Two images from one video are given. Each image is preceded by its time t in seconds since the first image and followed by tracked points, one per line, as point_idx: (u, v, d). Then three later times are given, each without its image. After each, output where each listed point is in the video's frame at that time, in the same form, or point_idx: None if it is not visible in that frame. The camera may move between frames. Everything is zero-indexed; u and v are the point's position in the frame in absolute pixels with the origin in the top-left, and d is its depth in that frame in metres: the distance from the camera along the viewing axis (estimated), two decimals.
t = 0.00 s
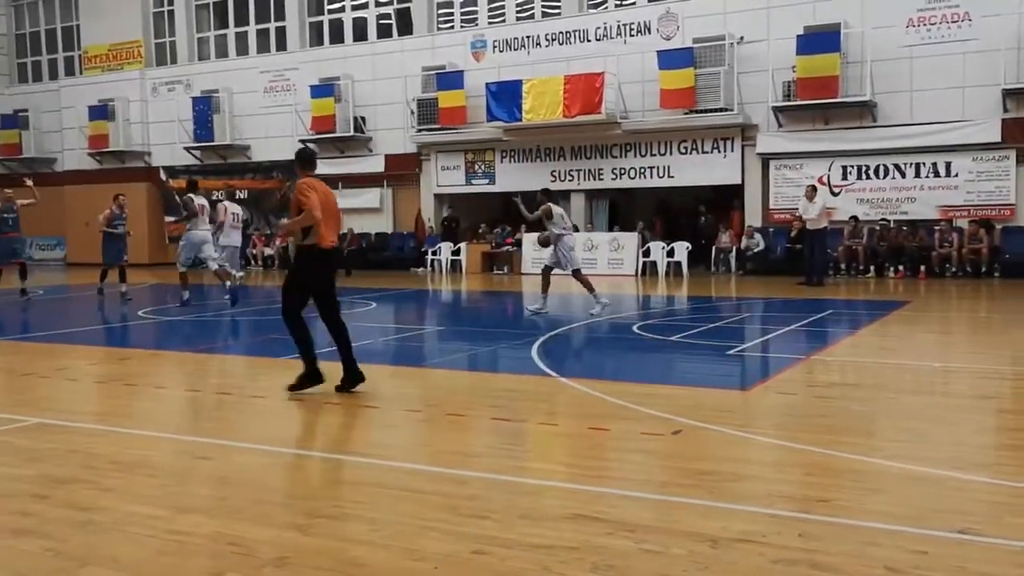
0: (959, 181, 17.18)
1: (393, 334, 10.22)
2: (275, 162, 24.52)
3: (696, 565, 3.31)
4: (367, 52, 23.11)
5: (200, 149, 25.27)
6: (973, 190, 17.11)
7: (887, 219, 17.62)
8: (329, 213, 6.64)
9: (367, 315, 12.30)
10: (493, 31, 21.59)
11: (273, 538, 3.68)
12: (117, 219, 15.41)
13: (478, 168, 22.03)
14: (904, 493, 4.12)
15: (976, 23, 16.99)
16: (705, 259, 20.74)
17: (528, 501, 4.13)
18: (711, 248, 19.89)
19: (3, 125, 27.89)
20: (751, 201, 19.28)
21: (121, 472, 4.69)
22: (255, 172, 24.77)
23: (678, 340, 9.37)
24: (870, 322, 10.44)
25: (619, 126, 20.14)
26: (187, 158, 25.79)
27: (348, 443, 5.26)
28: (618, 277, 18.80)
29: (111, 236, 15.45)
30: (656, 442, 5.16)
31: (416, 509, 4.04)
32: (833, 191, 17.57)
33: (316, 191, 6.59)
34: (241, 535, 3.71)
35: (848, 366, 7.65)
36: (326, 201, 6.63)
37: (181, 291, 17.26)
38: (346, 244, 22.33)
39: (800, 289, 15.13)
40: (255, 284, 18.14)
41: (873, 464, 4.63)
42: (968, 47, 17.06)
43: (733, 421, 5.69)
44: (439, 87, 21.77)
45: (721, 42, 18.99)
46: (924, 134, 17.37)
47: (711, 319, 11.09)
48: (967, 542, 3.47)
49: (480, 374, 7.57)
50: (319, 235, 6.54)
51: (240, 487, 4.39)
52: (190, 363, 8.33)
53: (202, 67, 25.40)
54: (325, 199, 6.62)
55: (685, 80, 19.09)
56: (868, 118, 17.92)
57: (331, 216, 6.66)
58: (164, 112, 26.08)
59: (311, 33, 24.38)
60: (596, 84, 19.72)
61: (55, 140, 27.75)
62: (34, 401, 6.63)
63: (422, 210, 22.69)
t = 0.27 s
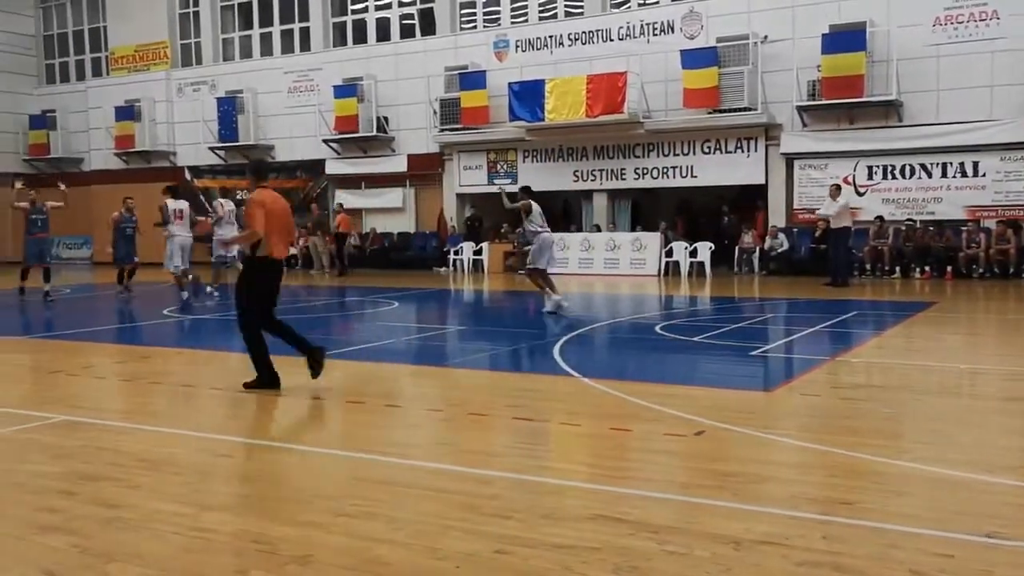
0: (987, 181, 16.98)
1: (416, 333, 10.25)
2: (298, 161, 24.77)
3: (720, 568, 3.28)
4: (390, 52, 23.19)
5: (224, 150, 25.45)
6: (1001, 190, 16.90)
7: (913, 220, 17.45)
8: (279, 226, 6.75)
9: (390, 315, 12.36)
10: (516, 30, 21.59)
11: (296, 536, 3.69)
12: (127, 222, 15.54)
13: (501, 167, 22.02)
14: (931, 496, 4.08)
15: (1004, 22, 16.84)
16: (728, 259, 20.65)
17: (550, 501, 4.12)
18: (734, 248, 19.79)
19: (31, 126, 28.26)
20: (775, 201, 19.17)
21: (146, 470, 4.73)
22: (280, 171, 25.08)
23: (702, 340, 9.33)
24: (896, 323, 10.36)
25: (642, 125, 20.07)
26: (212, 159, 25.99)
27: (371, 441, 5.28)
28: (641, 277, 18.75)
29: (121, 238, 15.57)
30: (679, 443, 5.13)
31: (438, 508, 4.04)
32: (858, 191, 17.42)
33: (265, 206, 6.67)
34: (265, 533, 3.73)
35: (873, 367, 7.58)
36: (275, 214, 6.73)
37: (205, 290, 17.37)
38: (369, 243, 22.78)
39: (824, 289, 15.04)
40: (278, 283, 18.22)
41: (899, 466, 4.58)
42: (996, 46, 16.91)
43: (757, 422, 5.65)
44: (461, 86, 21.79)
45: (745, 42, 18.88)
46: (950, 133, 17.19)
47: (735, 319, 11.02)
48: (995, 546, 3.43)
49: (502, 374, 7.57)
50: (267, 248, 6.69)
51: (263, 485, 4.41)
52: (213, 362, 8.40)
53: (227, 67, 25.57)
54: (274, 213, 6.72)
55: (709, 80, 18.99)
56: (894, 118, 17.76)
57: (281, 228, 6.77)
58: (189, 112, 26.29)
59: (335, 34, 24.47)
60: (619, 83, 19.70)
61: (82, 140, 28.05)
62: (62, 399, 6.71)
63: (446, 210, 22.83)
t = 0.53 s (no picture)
0: None
1: (447, 337, 10.26)
2: (332, 165, 24.86)
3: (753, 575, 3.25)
4: (422, 57, 23.28)
5: (258, 154, 25.72)
6: None
7: (950, 223, 17.18)
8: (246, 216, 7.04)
9: (422, 318, 12.39)
10: (548, 34, 21.59)
11: (328, 538, 3.71)
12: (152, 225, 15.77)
13: (532, 171, 22.08)
14: (970, 504, 4.00)
15: None
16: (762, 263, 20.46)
17: (582, 506, 4.11)
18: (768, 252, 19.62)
19: (71, 131, 28.79)
20: (810, 205, 18.98)
21: (181, 471, 4.78)
22: (314, 175, 25.16)
23: (736, 345, 9.25)
24: (934, 329, 10.19)
25: (675, 129, 19.97)
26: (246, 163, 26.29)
27: (403, 444, 5.30)
28: (673, 281, 18.67)
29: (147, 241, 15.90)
30: (712, 449, 5.09)
31: (469, 512, 4.04)
32: (893, 194, 17.19)
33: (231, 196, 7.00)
34: (298, 535, 3.75)
35: (909, 373, 7.47)
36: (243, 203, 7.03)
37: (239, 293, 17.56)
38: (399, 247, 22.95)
39: (858, 294, 14.87)
40: (310, 287, 18.37)
41: (936, 474, 4.51)
42: None
43: (791, 428, 5.59)
44: (493, 91, 21.84)
45: (779, 44, 18.74)
46: (989, 136, 16.90)
47: (768, 324, 10.90)
48: None
49: (533, 378, 7.56)
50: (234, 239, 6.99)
51: (296, 488, 4.44)
52: (247, 364, 8.47)
53: (261, 73, 25.80)
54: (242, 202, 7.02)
55: (742, 82, 18.86)
56: (931, 120, 17.52)
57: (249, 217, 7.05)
58: (224, 117, 26.59)
59: (368, 39, 24.60)
60: (651, 86, 19.65)
61: (119, 145, 28.49)
62: (99, 400, 6.81)
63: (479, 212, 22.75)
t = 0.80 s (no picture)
0: None
1: (476, 341, 10.28)
2: (361, 170, 25.00)
3: None
4: (451, 61, 23.36)
5: (289, 159, 25.95)
6: None
7: (985, 228, 16.93)
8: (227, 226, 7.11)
9: (450, 322, 12.43)
10: (577, 38, 21.57)
11: (357, 541, 3.72)
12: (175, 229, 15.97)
13: (561, 175, 22.05)
14: (1006, 513, 3.93)
15: None
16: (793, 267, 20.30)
17: (610, 510, 4.09)
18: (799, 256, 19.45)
19: (106, 137, 29.21)
20: (841, 208, 18.80)
21: (212, 473, 4.82)
22: (343, 180, 25.23)
23: (765, 349, 9.18)
24: (968, 334, 10.05)
25: (705, 132, 19.86)
26: (277, 168, 26.54)
27: (431, 448, 5.31)
28: (702, 285, 18.56)
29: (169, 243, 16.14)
30: (742, 454, 5.05)
31: (497, 515, 4.04)
32: (927, 198, 16.98)
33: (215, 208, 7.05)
34: (327, 537, 3.77)
35: (943, 379, 7.37)
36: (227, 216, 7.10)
37: (270, 297, 17.73)
38: (430, 252, 23.01)
39: (891, 299, 14.70)
40: (341, 290, 18.50)
41: (970, 481, 4.44)
42: None
43: (823, 434, 5.52)
44: (523, 95, 21.88)
45: (811, 47, 18.58)
46: None
47: (800, 329, 10.79)
48: None
49: (561, 382, 7.55)
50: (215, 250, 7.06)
51: (325, 490, 4.46)
52: (277, 367, 8.55)
53: (291, 78, 25.99)
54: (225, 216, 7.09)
55: (773, 85, 18.71)
56: (965, 123, 17.29)
57: (231, 230, 7.13)
58: (255, 122, 26.85)
59: (397, 44, 24.68)
60: (680, 90, 19.57)
61: (153, 150, 28.87)
62: (131, 402, 6.89)
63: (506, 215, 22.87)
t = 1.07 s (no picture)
0: None
1: (501, 344, 10.27)
2: (388, 174, 25.13)
3: None
4: (477, 65, 23.40)
5: (316, 163, 26.13)
6: None
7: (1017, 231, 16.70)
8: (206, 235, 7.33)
9: (475, 325, 12.44)
10: (603, 41, 21.55)
11: (383, 543, 3.73)
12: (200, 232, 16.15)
13: (587, 179, 22.02)
14: None
15: None
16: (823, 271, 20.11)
17: (636, 515, 4.08)
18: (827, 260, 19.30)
19: (137, 141, 29.56)
20: (870, 211, 18.62)
21: (240, 475, 4.86)
22: (369, 184, 25.41)
23: (792, 354, 9.12)
24: (1000, 339, 9.90)
25: (732, 136, 19.76)
26: (304, 172, 26.73)
27: (456, 451, 5.32)
28: (729, 289, 18.46)
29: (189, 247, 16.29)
30: (769, 459, 5.01)
31: (522, 519, 4.03)
32: (958, 201, 16.78)
33: (194, 217, 7.27)
34: (354, 539, 3.79)
35: (974, 384, 7.27)
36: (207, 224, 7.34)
37: (296, 300, 17.84)
38: (456, 255, 23.05)
39: (921, 304, 14.54)
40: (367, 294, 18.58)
41: (1002, 487, 4.38)
42: None
43: (851, 439, 5.47)
44: (549, 99, 21.88)
45: (839, 49, 18.40)
46: None
47: (827, 333, 10.70)
48: None
49: (587, 386, 7.53)
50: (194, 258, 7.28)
51: (352, 492, 4.48)
52: (304, 369, 8.60)
53: (319, 83, 26.16)
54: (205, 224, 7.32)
55: (801, 88, 18.57)
56: (997, 125, 17.05)
57: (210, 239, 7.35)
58: (283, 127, 27.05)
59: (424, 48, 24.76)
60: (707, 93, 19.48)
61: (182, 155, 29.19)
62: (160, 404, 6.97)
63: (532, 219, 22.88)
